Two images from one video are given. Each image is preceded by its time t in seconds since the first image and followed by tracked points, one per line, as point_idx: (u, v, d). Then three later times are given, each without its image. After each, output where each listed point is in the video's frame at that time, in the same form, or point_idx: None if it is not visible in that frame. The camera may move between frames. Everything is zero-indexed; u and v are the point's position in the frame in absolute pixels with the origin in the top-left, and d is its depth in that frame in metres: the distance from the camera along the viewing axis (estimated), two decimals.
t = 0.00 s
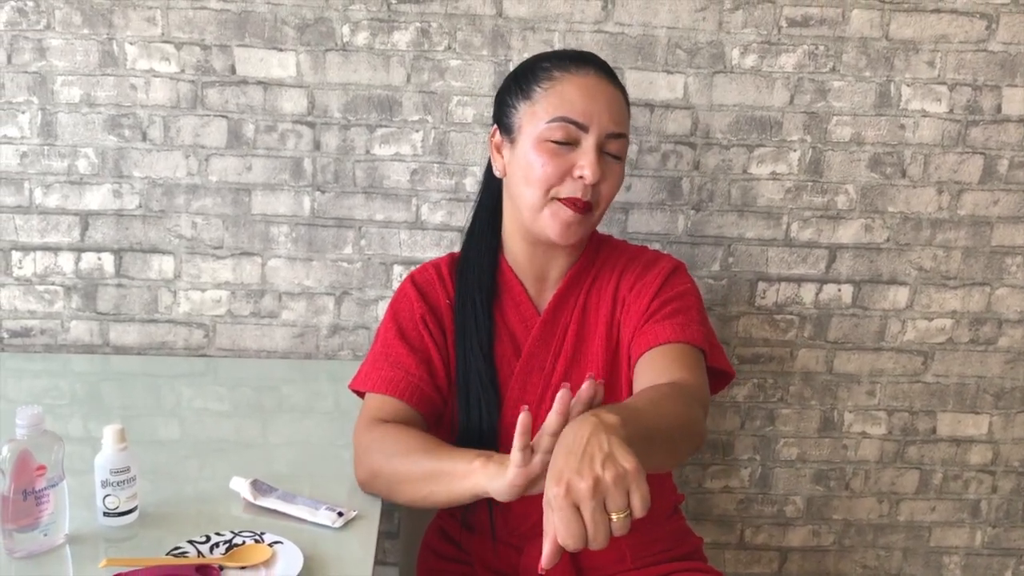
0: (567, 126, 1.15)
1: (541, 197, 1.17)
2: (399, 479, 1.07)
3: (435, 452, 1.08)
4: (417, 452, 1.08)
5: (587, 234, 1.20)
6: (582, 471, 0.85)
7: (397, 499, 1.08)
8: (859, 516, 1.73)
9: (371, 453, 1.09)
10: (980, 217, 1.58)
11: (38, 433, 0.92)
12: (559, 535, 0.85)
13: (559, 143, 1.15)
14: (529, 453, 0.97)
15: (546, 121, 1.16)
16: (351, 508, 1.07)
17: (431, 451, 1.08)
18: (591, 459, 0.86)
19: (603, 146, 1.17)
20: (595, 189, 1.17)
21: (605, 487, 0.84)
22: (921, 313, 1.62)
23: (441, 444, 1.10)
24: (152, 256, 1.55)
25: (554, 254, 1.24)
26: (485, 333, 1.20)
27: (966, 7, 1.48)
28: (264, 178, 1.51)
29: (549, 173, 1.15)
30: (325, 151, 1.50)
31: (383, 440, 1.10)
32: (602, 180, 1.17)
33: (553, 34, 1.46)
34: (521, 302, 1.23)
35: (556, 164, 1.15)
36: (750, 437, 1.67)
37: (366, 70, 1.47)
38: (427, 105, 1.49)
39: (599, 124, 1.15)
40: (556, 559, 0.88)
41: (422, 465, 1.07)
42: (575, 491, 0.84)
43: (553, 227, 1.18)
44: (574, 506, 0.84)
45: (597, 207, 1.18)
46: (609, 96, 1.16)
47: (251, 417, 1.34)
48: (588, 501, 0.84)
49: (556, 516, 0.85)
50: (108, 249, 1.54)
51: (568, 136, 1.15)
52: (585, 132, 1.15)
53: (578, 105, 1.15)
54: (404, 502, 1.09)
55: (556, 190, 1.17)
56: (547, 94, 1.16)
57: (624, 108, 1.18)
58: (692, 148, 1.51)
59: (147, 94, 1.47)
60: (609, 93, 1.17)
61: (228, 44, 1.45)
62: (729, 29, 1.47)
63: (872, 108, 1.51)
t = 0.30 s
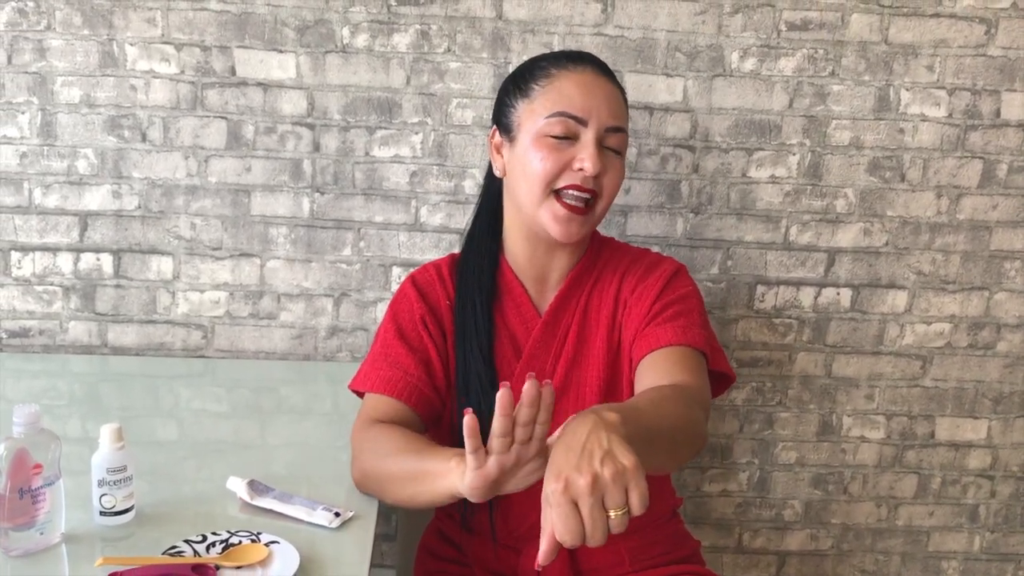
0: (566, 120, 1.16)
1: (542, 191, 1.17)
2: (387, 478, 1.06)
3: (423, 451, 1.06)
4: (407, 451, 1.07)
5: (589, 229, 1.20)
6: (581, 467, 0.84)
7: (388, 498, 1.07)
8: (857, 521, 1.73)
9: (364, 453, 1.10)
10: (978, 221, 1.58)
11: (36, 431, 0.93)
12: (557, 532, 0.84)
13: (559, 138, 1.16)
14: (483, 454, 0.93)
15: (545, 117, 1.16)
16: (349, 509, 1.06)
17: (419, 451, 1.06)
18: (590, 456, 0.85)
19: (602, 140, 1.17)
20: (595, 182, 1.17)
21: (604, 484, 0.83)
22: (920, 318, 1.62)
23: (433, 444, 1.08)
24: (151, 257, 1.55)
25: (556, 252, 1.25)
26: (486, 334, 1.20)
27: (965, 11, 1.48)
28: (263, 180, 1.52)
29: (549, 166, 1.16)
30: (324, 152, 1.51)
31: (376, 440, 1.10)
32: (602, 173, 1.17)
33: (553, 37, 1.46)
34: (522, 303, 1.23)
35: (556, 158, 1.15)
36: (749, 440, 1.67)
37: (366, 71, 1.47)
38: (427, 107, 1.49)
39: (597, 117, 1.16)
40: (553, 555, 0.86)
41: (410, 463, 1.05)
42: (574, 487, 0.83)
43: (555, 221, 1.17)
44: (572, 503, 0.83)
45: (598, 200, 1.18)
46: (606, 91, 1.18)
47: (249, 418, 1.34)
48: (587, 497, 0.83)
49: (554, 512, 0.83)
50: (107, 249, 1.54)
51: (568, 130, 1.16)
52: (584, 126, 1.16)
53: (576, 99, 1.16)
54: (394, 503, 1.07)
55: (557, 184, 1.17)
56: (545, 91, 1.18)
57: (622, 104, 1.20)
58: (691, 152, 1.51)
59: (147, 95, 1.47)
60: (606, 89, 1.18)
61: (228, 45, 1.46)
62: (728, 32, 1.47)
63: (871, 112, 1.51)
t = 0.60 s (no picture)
0: (567, 114, 1.17)
1: (545, 185, 1.17)
2: (377, 471, 1.06)
3: (409, 443, 1.06)
4: (396, 444, 1.07)
5: (593, 223, 1.19)
6: (588, 471, 0.83)
7: (379, 493, 1.07)
8: (859, 523, 1.72)
9: (357, 451, 1.10)
10: (980, 223, 1.57)
11: (36, 432, 0.92)
12: (563, 536, 0.83)
13: (559, 133, 1.17)
14: (446, 433, 0.93)
15: (546, 112, 1.17)
16: (349, 510, 1.06)
17: (406, 443, 1.07)
18: (597, 459, 0.85)
19: (604, 134, 1.18)
20: (598, 175, 1.17)
21: (611, 487, 0.83)
22: (921, 319, 1.62)
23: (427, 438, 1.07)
24: (151, 259, 1.54)
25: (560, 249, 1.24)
26: (489, 335, 1.20)
27: (966, 13, 1.48)
28: (264, 181, 1.51)
29: (551, 160, 1.16)
30: (325, 154, 1.50)
31: (368, 436, 1.11)
32: (605, 166, 1.17)
33: (553, 38, 1.46)
34: (527, 304, 1.23)
35: (557, 151, 1.16)
36: (750, 442, 1.67)
37: (366, 73, 1.47)
38: (427, 108, 1.49)
39: (598, 111, 1.17)
40: (558, 559, 0.85)
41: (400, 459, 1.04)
42: (580, 490, 0.83)
43: (558, 216, 1.17)
44: (579, 506, 0.83)
45: (602, 193, 1.18)
46: (606, 86, 1.19)
47: (250, 420, 1.34)
48: (593, 501, 0.82)
49: (560, 516, 0.83)
50: (108, 251, 1.54)
51: (568, 125, 1.17)
52: (585, 120, 1.17)
53: (577, 94, 1.17)
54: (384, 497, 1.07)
55: (560, 178, 1.17)
56: (546, 88, 1.19)
57: (622, 99, 1.21)
58: (692, 153, 1.51)
59: (148, 96, 1.47)
60: (606, 85, 1.19)
61: (229, 47, 1.46)
62: (729, 34, 1.47)
63: (872, 113, 1.51)
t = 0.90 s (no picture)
0: (564, 111, 1.17)
1: (543, 181, 1.17)
2: (372, 467, 1.08)
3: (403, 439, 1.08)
4: (391, 441, 1.08)
5: (594, 219, 1.19)
6: (590, 471, 0.83)
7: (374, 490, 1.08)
8: (861, 522, 1.72)
9: (354, 450, 1.12)
10: (981, 221, 1.57)
11: (36, 433, 0.92)
12: (565, 536, 0.83)
13: (556, 129, 1.17)
14: (424, 422, 0.94)
15: (543, 109, 1.17)
16: (350, 511, 1.06)
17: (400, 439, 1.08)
18: (599, 459, 0.84)
19: (601, 130, 1.18)
20: (596, 170, 1.16)
21: (613, 487, 0.82)
22: (923, 318, 1.62)
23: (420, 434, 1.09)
24: (152, 259, 1.54)
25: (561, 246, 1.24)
26: (490, 335, 1.20)
27: (967, 10, 1.48)
28: (264, 181, 1.51)
29: (548, 156, 1.16)
30: (325, 154, 1.50)
31: (365, 435, 1.12)
32: (603, 161, 1.17)
33: (553, 37, 1.46)
34: (528, 304, 1.22)
35: (555, 147, 1.16)
36: (751, 441, 1.67)
37: (366, 72, 1.47)
38: (427, 108, 1.48)
39: (595, 107, 1.17)
40: (560, 559, 0.84)
41: (400, 447, 1.06)
42: (583, 490, 0.82)
43: (558, 212, 1.16)
44: (581, 507, 0.82)
45: (601, 188, 1.17)
46: (602, 82, 1.19)
47: (250, 420, 1.34)
48: (595, 501, 0.82)
49: (563, 516, 0.82)
50: (108, 251, 1.53)
51: (564, 120, 1.17)
52: (581, 116, 1.17)
53: (573, 90, 1.17)
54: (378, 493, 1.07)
55: (558, 175, 1.17)
56: (542, 85, 1.19)
57: (619, 95, 1.21)
58: (693, 152, 1.51)
59: (147, 97, 1.47)
60: (603, 80, 1.19)
61: (228, 47, 1.45)
62: (730, 32, 1.47)
63: (873, 111, 1.51)
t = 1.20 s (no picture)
0: (560, 106, 1.17)
1: (541, 176, 1.16)
2: (370, 463, 1.08)
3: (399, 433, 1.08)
4: (387, 435, 1.09)
5: (592, 214, 1.18)
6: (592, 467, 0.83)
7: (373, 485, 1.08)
8: (863, 517, 1.72)
9: (354, 446, 1.12)
10: (983, 215, 1.57)
11: (37, 431, 0.92)
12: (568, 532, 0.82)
13: (553, 125, 1.16)
14: (416, 411, 0.93)
15: (539, 105, 1.17)
16: (351, 508, 1.06)
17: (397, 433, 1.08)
18: (602, 455, 0.84)
19: (598, 125, 1.18)
20: (594, 164, 1.16)
21: (616, 484, 0.82)
22: (924, 313, 1.61)
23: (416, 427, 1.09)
24: (152, 257, 1.54)
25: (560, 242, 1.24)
26: (491, 331, 1.20)
27: (969, 4, 1.47)
28: (264, 179, 1.51)
29: (545, 151, 1.15)
30: (325, 151, 1.50)
31: (364, 431, 1.12)
32: (601, 156, 1.16)
33: (553, 33, 1.46)
34: (528, 300, 1.22)
35: (552, 142, 1.15)
36: (753, 437, 1.67)
37: (366, 69, 1.46)
38: (428, 104, 1.48)
39: (591, 102, 1.17)
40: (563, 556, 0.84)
41: (397, 440, 1.06)
42: (585, 487, 0.82)
43: (556, 207, 1.16)
44: (584, 503, 0.82)
45: (599, 183, 1.16)
46: (598, 77, 1.19)
47: (251, 418, 1.34)
48: (597, 498, 0.81)
49: (565, 512, 0.82)
50: (108, 250, 1.53)
51: (561, 116, 1.16)
52: (578, 111, 1.17)
53: (569, 86, 1.17)
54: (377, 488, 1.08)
55: (555, 169, 1.16)
56: (539, 82, 1.19)
57: (616, 90, 1.20)
58: (694, 147, 1.50)
59: (147, 94, 1.47)
60: (599, 75, 1.19)
61: (227, 44, 1.45)
62: (730, 27, 1.46)
63: (874, 105, 1.50)
